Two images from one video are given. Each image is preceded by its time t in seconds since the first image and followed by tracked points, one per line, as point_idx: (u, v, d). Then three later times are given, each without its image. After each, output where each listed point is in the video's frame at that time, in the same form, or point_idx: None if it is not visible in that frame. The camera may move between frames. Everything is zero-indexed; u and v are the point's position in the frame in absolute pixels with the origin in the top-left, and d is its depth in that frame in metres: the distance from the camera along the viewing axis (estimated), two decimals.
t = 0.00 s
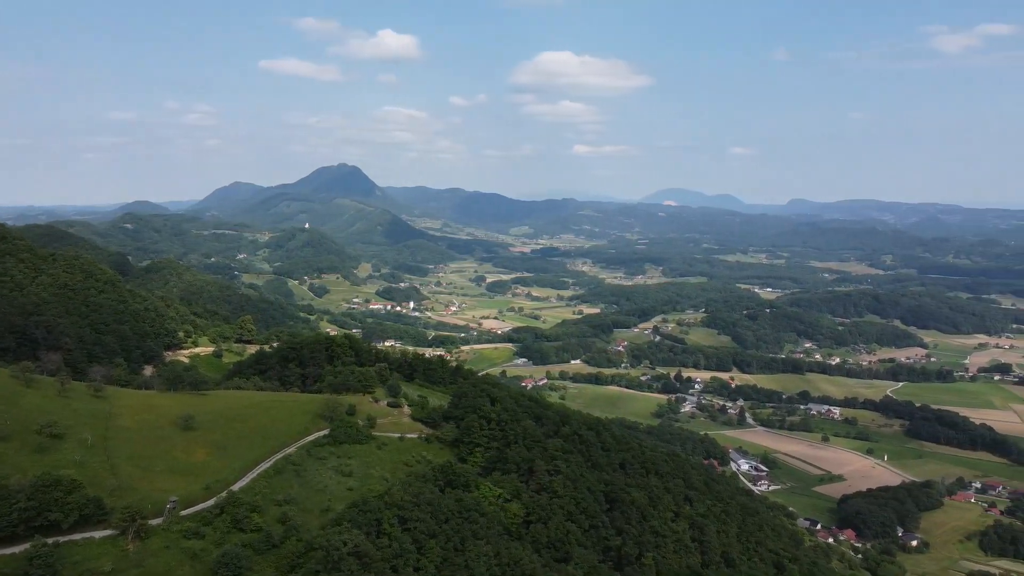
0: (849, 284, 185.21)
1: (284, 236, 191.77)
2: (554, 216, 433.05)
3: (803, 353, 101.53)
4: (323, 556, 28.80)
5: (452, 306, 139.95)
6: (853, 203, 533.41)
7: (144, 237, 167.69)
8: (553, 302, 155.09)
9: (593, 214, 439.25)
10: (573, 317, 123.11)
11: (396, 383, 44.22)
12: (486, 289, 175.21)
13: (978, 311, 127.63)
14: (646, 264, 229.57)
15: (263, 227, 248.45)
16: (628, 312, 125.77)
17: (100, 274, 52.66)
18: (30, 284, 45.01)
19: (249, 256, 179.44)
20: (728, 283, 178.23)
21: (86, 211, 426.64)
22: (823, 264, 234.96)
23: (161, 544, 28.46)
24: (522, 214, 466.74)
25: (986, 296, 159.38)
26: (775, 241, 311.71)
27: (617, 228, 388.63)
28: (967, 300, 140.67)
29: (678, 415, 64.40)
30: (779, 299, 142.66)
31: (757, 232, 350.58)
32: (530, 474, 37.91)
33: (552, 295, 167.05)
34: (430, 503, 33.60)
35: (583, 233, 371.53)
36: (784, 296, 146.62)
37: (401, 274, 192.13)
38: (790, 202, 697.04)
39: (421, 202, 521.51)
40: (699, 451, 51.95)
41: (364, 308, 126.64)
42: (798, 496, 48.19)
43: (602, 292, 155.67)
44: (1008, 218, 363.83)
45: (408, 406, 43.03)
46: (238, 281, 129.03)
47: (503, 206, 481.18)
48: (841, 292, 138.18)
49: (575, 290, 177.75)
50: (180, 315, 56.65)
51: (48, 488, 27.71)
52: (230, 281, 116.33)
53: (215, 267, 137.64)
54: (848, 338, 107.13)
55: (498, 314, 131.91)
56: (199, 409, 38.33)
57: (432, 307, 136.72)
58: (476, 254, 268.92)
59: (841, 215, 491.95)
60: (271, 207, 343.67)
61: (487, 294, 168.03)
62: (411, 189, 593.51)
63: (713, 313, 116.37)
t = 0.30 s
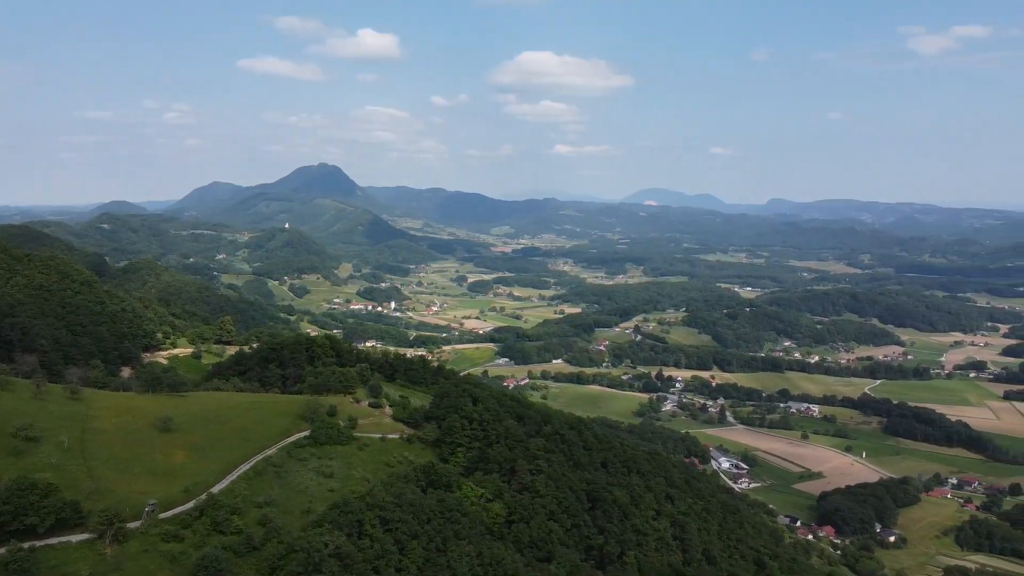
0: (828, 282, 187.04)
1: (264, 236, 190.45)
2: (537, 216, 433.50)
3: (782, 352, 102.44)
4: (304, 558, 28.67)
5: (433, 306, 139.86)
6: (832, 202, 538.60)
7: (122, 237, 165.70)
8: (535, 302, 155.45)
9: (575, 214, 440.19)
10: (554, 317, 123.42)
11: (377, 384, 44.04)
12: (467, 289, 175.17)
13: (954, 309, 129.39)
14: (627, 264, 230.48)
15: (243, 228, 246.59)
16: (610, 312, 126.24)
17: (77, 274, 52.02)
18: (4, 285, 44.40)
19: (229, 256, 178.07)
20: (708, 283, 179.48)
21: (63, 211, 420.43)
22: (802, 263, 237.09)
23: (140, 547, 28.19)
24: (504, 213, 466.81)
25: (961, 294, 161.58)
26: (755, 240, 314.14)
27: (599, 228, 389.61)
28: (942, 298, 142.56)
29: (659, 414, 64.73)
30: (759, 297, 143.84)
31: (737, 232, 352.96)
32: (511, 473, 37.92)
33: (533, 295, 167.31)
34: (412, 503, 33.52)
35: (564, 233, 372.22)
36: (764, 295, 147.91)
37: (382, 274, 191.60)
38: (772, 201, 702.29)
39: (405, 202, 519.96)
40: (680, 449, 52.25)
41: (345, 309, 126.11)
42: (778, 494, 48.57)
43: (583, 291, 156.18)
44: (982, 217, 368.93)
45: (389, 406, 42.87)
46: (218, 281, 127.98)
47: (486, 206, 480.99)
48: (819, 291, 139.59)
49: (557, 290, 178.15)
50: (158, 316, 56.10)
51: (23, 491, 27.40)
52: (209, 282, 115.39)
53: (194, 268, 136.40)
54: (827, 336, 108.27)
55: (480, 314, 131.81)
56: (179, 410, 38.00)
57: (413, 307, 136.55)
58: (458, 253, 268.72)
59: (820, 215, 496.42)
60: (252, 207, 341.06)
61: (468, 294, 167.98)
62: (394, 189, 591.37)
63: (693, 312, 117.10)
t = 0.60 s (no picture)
0: (806, 281, 188.78)
1: (244, 236, 188.96)
2: (519, 215, 433.75)
3: (763, 350, 103.31)
4: (285, 560, 28.50)
5: (415, 306, 139.63)
6: (811, 201, 543.42)
7: (99, 238, 163.77)
8: (516, 301, 155.62)
9: (556, 213, 441.01)
10: (535, 317, 123.58)
11: (358, 384, 43.83)
12: (449, 289, 174.94)
13: (929, 307, 131.08)
14: (608, 264, 231.20)
15: (222, 228, 244.52)
16: (591, 311, 126.62)
17: (52, 275, 51.35)
18: None
19: (208, 257, 176.56)
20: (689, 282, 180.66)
21: (39, 210, 414.45)
22: (782, 262, 239.09)
23: (117, 551, 27.93)
24: (487, 213, 466.75)
25: (937, 293, 163.84)
26: (735, 239, 316.38)
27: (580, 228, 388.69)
28: (919, 296, 144.41)
29: (641, 413, 65.02)
30: (739, 296, 144.91)
31: (717, 232, 355.41)
32: (494, 473, 37.90)
33: (514, 295, 167.45)
34: (394, 504, 33.39)
35: (546, 233, 372.74)
36: (744, 294, 149.04)
37: (363, 274, 190.98)
38: (753, 201, 708.05)
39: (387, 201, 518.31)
40: (661, 448, 52.48)
41: (326, 309, 125.43)
42: (758, 491, 48.95)
43: (564, 291, 156.55)
44: (957, 216, 374.09)
45: (370, 407, 42.69)
46: (197, 282, 126.86)
47: (469, 206, 480.58)
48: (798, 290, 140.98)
49: (538, 290, 178.46)
50: (136, 317, 55.52)
51: None
52: (188, 282, 114.33)
53: (173, 269, 135.11)
54: (807, 335, 109.33)
55: (461, 314, 131.60)
56: (157, 412, 37.63)
57: (394, 307, 136.29)
58: (439, 253, 268.33)
59: (798, 215, 500.84)
60: (232, 207, 338.14)
61: (450, 294, 167.84)
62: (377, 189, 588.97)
63: (674, 311, 117.73)
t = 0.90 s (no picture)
0: (785, 281, 190.33)
1: (223, 236, 187.39)
2: (502, 215, 433.55)
3: (743, 349, 104.02)
4: (265, 562, 28.39)
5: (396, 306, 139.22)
6: (789, 201, 547.59)
7: (76, 239, 161.67)
8: (497, 301, 155.60)
9: (538, 213, 441.55)
10: (516, 317, 123.63)
11: (339, 385, 43.65)
12: (430, 289, 174.59)
13: (905, 305, 132.62)
14: (589, 264, 231.78)
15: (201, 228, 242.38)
16: (573, 311, 126.90)
17: (27, 276, 50.68)
18: None
19: (186, 258, 174.93)
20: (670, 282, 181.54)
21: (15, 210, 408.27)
22: (761, 261, 240.82)
23: (95, 555, 27.67)
24: (470, 212, 466.33)
25: (913, 292, 165.91)
26: (716, 239, 318.30)
27: (560, 228, 390.40)
28: (896, 295, 146.12)
29: (622, 412, 65.29)
30: (719, 296, 145.81)
31: (699, 231, 357.28)
32: (475, 473, 37.93)
33: (495, 295, 167.42)
34: (375, 505, 33.33)
35: (527, 233, 372.92)
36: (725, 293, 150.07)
37: (344, 274, 190.16)
38: (735, 200, 712.67)
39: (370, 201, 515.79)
40: (643, 447, 52.72)
41: (306, 310, 124.75)
42: (738, 489, 49.33)
43: (546, 290, 156.80)
44: (932, 215, 378.83)
45: (352, 408, 42.56)
46: (175, 283, 125.71)
47: (452, 205, 479.91)
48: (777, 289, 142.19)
49: (519, 289, 178.50)
50: (113, 319, 54.93)
51: None
52: (165, 283, 113.27)
53: (150, 269, 133.73)
54: (786, 334, 110.27)
55: (441, 314, 131.43)
56: (135, 414, 37.24)
57: (376, 308, 135.86)
58: (421, 253, 267.69)
59: (777, 215, 504.56)
60: (213, 207, 335.08)
61: (431, 294, 167.56)
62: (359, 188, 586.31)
63: (655, 310, 118.29)
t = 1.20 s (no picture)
0: (765, 280, 191.81)
1: (201, 237, 185.65)
2: (484, 215, 433.45)
3: (723, 348, 104.73)
4: (245, 565, 28.25)
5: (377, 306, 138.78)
6: (768, 202, 552.64)
7: (51, 240, 159.46)
8: (478, 301, 155.52)
9: (518, 213, 441.47)
10: (497, 317, 123.65)
11: (320, 386, 43.45)
12: (411, 289, 174.19)
13: (882, 304, 134.14)
14: (570, 263, 232.23)
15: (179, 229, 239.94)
16: (554, 311, 127.14)
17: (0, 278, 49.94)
18: None
19: (165, 258, 173.25)
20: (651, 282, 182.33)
21: None
22: (741, 261, 242.48)
23: (71, 559, 27.38)
24: (452, 212, 465.53)
25: (890, 291, 167.94)
26: (696, 239, 320.23)
27: (541, 228, 390.84)
28: (874, 294, 147.75)
29: (604, 411, 65.52)
30: (699, 295, 146.77)
31: (680, 231, 359.00)
32: (457, 473, 37.91)
33: (476, 295, 167.26)
34: (356, 506, 33.19)
35: (507, 233, 372.59)
36: (705, 292, 151.08)
37: (324, 274, 189.19)
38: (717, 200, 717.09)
39: (352, 201, 513.19)
40: (624, 446, 52.92)
41: (286, 310, 124.01)
42: (719, 487, 49.65)
43: (526, 290, 156.99)
44: (909, 215, 383.55)
45: (333, 408, 42.36)
46: (153, 284, 124.47)
47: (435, 205, 479.00)
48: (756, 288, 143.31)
49: (501, 289, 178.59)
50: (90, 320, 54.27)
51: None
52: (143, 284, 112.08)
53: (127, 271, 132.22)
54: (767, 333, 111.20)
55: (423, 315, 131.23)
56: (113, 417, 36.85)
57: (356, 308, 135.33)
58: (401, 253, 266.87)
59: (756, 215, 507.00)
60: (192, 207, 331.87)
61: (412, 294, 167.21)
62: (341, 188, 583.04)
63: (637, 310, 118.83)
